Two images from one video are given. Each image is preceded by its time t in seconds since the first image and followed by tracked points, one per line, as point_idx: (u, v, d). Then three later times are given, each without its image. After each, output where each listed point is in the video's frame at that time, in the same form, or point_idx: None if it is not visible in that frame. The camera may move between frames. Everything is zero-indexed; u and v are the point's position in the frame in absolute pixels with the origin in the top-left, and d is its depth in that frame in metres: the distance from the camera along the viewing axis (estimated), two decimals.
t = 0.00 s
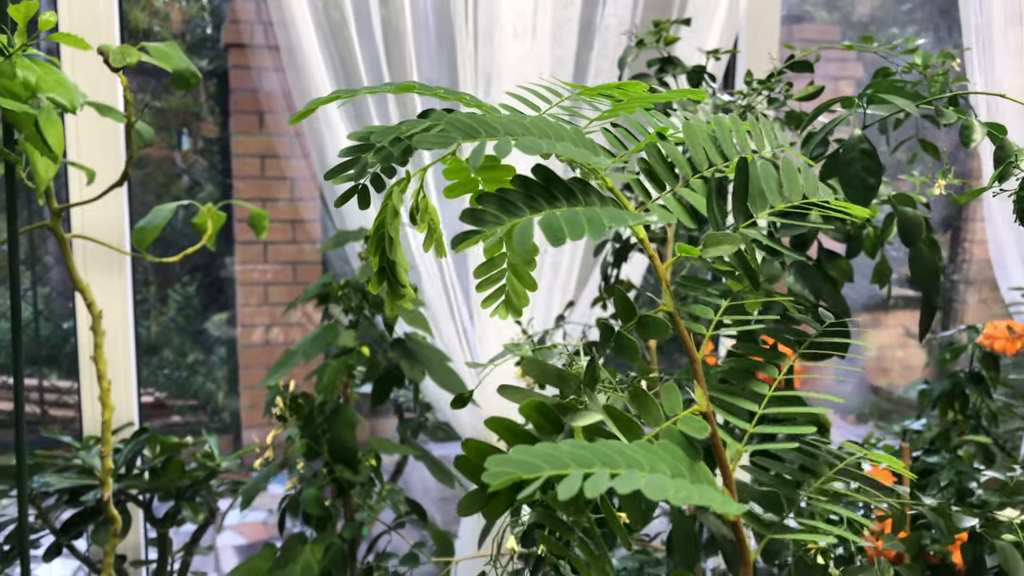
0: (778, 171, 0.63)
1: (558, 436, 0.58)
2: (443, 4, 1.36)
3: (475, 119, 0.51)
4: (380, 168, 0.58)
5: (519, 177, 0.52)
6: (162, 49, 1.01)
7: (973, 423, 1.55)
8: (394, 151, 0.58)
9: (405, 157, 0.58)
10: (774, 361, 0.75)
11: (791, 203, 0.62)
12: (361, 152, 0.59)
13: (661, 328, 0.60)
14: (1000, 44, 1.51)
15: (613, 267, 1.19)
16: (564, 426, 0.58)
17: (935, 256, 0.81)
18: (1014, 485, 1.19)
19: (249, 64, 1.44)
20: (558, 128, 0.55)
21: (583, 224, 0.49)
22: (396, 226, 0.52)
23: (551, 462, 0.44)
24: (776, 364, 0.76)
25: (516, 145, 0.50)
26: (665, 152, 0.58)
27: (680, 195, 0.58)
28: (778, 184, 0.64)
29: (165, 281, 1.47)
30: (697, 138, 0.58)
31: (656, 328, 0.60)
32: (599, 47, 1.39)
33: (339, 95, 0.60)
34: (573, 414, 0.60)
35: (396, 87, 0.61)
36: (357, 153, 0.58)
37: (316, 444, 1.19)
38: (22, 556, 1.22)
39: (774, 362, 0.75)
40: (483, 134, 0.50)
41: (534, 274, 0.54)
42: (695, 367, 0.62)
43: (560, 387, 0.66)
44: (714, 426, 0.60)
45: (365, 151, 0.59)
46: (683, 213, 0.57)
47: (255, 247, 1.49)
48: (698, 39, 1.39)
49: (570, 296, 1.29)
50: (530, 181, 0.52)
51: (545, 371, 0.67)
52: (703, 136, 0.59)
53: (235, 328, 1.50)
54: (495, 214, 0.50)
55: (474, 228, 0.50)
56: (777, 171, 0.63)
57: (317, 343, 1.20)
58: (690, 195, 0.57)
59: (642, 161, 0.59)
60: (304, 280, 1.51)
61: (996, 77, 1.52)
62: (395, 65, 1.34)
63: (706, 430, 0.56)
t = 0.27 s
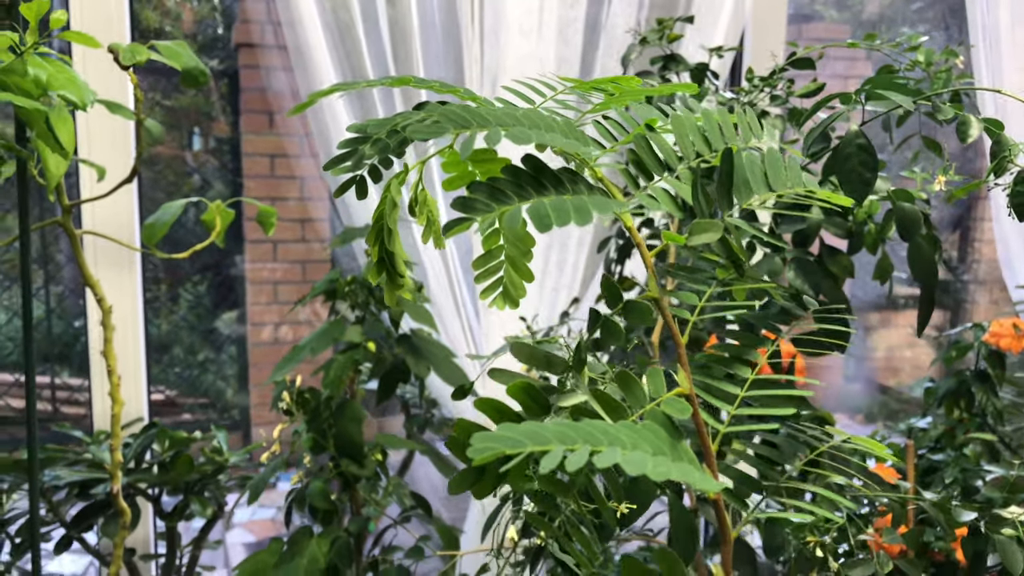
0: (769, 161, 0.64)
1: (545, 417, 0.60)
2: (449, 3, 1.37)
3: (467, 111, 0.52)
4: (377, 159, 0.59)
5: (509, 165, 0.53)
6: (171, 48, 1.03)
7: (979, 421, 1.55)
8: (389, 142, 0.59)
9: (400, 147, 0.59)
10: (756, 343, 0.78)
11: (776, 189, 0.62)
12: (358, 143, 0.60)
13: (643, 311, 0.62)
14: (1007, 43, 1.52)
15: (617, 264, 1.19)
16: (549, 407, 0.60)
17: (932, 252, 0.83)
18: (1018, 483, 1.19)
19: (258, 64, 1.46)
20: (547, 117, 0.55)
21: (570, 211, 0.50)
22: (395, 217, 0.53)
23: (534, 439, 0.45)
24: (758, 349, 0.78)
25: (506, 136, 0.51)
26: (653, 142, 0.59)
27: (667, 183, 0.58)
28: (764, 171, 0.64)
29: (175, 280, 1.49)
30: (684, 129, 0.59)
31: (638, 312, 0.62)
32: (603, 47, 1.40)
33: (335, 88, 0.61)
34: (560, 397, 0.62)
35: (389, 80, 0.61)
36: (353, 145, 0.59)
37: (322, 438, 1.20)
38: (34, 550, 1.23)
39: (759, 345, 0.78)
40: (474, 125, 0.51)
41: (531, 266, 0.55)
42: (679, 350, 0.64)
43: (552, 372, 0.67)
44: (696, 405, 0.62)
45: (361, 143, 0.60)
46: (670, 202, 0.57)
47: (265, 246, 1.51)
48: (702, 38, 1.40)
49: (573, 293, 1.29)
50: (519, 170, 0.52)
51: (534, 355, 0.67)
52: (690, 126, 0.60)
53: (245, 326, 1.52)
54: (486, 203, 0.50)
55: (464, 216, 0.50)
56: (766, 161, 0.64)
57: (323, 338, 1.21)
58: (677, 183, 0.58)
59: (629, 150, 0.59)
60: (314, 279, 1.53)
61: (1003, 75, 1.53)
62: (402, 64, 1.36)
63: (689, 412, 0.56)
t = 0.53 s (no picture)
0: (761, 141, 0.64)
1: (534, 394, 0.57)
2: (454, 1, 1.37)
3: (460, 93, 0.53)
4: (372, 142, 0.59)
5: (499, 145, 0.53)
6: (177, 43, 1.03)
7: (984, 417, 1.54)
8: (383, 125, 0.59)
9: (395, 131, 0.59)
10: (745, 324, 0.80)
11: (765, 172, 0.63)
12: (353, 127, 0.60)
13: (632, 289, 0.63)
14: (1014, 40, 1.52)
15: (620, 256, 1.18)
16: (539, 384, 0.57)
17: (933, 244, 0.83)
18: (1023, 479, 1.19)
19: (266, 63, 1.47)
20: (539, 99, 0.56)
21: (558, 189, 0.50)
22: (392, 203, 0.55)
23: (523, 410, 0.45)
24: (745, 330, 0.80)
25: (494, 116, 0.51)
26: (644, 124, 0.59)
27: (658, 165, 0.59)
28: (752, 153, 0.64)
29: (184, 278, 1.50)
30: (674, 112, 0.60)
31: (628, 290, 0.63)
32: (607, 44, 1.41)
33: (332, 70, 0.63)
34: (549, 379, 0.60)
35: (383, 64, 0.62)
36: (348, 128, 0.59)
37: (326, 430, 1.20)
38: (42, 543, 1.24)
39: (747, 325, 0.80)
40: (465, 107, 0.52)
41: (527, 252, 0.56)
42: (667, 327, 0.62)
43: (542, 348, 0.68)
44: (684, 382, 0.60)
45: (356, 127, 0.60)
46: (658, 183, 0.58)
47: (273, 244, 1.52)
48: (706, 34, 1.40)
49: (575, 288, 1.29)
50: (509, 150, 0.53)
51: (523, 331, 0.73)
52: (681, 110, 0.60)
53: (252, 323, 1.53)
54: (475, 181, 0.50)
55: (454, 194, 0.50)
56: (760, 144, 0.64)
57: (328, 331, 1.22)
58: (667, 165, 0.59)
59: (620, 132, 0.59)
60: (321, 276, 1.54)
61: (1010, 72, 1.53)
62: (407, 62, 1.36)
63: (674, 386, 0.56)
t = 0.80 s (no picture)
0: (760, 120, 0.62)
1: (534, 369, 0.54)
2: None
3: (459, 71, 0.53)
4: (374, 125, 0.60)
5: (498, 123, 0.53)
6: (184, 36, 1.04)
7: (991, 414, 1.52)
8: (385, 107, 0.59)
9: (397, 113, 0.60)
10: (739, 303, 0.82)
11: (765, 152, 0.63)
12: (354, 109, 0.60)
13: (632, 261, 0.63)
14: None
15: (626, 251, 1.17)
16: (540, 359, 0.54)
17: (938, 235, 0.84)
18: None
19: (274, 62, 1.47)
20: (540, 80, 0.57)
21: (556, 165, 0.51)
22: (394, 187, 0.55)
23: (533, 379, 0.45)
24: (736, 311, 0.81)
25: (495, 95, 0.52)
26: (644, 104, 0.59)
27: (658, 146, 0.59)
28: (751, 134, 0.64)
29: (192, 277, 1.51)
30: (675, 92, 0.60)
31: (626, 264, 0.64)
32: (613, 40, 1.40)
33: (334, 54, 0.64)
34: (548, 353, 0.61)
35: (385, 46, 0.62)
36: (350, 111, 0.59)
37: (332, 423, 1.21)
38: (50, 535, 1.25)
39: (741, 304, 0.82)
40: (464, 85, 0.52)
41: (529, 239, 0.56)
42: (665, 304, 0.61)
43: (539, 327, 0.69)
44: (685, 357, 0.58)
45: (358, 109, 0.60)
46: (658, 162, 0.57)
47: (281, 242, 1.53)
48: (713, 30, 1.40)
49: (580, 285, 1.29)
50: (508, 127, 0.53)
51: (520, 307, 0.68)
52: (682, 90, 0.60)
53: (260, 320, 1.54)
54: (475, 158, 0.50)
55: (455, 172, 0.50)
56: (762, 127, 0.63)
57: (334, 325, 1.22)
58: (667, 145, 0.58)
59: (621, 113, 0.59)
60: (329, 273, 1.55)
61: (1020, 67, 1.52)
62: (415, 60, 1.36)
63: (671, 361, 0.57)
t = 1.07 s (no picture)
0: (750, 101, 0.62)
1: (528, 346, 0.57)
2: None
3: (455, 53, 0.55)
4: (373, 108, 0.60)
5: (493, 104, 0.53)
6: (189, 29, 1.04)
7: (998, 410, 1.48)
8: (384, 91, 0.59)
9: (395, 97, 0.59)
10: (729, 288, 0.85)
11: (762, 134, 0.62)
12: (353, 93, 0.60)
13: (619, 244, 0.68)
14: None
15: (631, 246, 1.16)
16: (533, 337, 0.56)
17: (941, 226, 0.84)
18: None
19: (282, 59, 1.47)
20: (536, 62, 0.57)
21: (551, 145, 0.51)
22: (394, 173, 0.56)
23: (532, 357, 0.45)
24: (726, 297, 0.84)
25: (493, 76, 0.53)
26: (640, 87, 0.59)
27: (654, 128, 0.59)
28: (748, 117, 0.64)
29: (201, 275, 1.51)
30: (671, 75, 0.60)
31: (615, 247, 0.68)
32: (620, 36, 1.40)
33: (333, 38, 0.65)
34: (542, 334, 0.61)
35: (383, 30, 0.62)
36: (349, 95, 0.59)
37: (337, 417, 1.21)
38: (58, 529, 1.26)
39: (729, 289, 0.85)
40: (461, 67, 0.54)
41: (529, 226, 0.58)
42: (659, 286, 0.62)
43: (533, 307, 0.70)
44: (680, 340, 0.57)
45: (357, 93, 0.60)
46: (653, 144, 0.57)
47: (288, 239, 1.53)
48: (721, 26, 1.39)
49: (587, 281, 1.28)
50: (505, 109, 0.53)
51: (516, 287, 0.70)
52: (678, 73, 0.60)
53: (267, 317, 1.55)
54: (470, 138, 0.51)
55: (449, 152, 0.51)
56: (760, 108, 0.63)
57: (339, 318, 1.22)
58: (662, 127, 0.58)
59: (617, 96, 0.59)
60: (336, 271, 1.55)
61: None
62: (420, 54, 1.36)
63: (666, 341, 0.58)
